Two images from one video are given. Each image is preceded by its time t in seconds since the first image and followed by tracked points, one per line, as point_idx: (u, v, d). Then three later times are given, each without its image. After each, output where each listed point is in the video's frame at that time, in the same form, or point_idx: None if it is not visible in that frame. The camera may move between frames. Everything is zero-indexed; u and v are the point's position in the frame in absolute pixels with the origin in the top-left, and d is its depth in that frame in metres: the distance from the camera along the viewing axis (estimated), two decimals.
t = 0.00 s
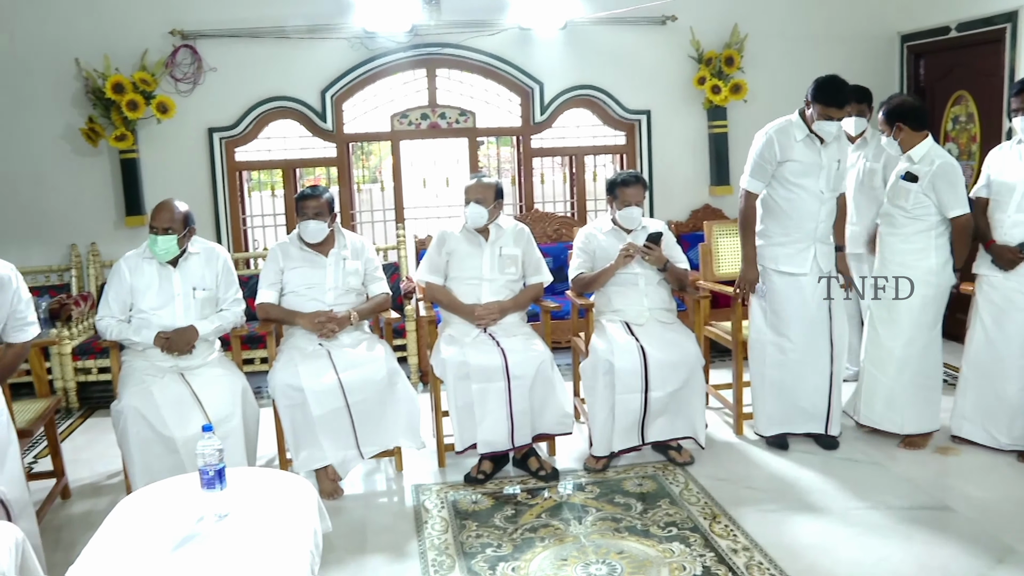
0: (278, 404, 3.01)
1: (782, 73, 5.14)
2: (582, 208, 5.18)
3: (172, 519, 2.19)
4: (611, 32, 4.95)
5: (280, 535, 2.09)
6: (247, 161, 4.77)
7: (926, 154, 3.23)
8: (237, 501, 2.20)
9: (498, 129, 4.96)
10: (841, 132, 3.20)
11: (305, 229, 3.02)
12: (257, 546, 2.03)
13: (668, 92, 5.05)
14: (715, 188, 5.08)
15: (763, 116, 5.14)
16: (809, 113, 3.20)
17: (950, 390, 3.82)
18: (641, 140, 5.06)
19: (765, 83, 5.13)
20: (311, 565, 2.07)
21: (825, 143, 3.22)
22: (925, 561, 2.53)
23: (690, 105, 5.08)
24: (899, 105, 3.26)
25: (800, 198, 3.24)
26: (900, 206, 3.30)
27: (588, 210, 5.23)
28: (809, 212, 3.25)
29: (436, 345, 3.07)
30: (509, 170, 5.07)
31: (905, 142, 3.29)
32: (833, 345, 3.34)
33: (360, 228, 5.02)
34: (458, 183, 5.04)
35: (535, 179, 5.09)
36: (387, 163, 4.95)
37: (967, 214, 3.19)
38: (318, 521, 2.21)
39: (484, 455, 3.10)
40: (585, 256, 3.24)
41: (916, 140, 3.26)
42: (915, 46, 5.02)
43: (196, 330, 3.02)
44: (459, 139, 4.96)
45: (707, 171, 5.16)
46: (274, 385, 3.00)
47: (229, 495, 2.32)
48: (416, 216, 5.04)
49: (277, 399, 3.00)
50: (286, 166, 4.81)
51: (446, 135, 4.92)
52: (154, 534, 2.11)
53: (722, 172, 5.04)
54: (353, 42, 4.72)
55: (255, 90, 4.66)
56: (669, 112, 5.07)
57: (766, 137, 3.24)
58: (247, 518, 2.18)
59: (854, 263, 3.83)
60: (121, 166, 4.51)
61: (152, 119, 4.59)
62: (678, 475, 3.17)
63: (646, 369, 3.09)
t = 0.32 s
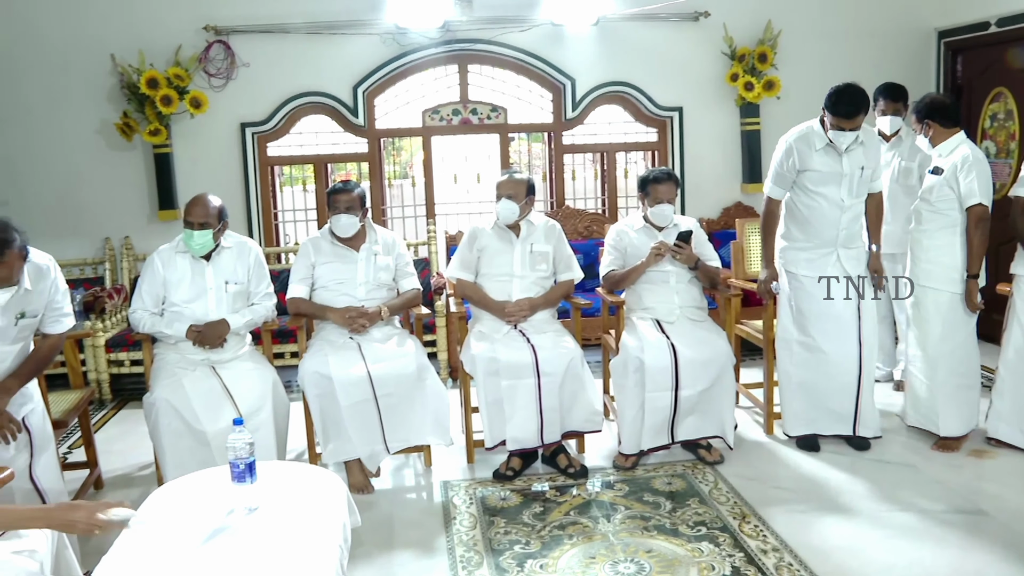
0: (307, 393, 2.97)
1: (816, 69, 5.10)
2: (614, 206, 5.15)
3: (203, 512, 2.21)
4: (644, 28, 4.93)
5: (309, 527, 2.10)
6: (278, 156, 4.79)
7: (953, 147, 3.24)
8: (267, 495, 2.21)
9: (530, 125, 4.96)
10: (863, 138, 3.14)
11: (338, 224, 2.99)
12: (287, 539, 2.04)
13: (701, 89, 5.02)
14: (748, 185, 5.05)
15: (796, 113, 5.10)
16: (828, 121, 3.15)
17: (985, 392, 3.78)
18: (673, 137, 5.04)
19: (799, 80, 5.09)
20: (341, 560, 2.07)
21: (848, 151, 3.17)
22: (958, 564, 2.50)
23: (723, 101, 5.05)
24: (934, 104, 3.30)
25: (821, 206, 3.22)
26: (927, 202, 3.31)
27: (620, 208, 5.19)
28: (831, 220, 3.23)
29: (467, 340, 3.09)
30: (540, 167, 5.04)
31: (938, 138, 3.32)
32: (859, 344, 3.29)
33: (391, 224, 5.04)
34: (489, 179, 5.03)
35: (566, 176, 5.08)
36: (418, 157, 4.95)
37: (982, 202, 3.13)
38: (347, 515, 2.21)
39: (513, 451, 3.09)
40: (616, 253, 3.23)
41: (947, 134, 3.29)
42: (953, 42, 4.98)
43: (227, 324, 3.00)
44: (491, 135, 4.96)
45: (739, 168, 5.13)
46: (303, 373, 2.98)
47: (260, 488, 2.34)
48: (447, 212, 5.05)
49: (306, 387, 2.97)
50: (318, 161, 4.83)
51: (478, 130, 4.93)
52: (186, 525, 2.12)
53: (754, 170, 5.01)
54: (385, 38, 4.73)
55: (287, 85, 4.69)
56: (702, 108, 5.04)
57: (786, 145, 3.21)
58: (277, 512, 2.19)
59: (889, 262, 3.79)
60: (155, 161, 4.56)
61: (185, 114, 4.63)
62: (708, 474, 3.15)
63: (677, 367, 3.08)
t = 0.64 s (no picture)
0: (339, 384, 2.95)
1: (854, 65, 5.05)
2: (647, 201, 5.14)
3: (238, 503, 2.22)
4: (680, 23, 4.91)
5: (342, 521, 2.10)
6: (313, 151, 4.83)
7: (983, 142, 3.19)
8: (301, 487, 2.22)
9: (565, 121, 4.95)
10: (890, 144, 3.09)
11: (372, 217, 2.99)
12: (322, 532, 2.04)
13: (737, 84, 4.99)
14: (783, 182, 5.01)
15: (832, 109, 5.05)
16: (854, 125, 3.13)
17: None
18: (708, 133, 5.02)
19: (837, 75, 5.05)
20: (374, 554, 2.07)
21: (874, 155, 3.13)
22: (995, 566, 2.47)
23: (759, 97, 5.01)
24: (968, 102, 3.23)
25: (845, 212, 3.21)
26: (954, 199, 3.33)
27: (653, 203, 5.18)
28: (854, 226, 3.21)
29: (500, 335, 3.10)
30: (574, 162, 5.06)
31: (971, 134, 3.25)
32: (891, 344, 3.24)
33: (425, 218, 5.07)
34: (523, 174, 5.04)
35: (600, 171, 5.08)
36: (451, 151, 4.96)
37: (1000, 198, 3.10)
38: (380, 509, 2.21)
39: (545, 447, 3.09)
40: (650, 249, 3.22)
41: (979, 131, 3.22)
42: (996, 38, 4.90)
43: (262, 317, 3.02)
44: (525, 131, 4.96)
45: (774, 165, 5.09)
46: (335, 364, 2.95)
47: (294, 480, 2.34)
48: (480, 207, 5.07)
49: (338, 378, 2.94)
50: (352, 155, 4.87)
51: (512, 125, 4.92)
52: (221, 516, 2.14)
53: (790, 167, 4.97)
54: (419, 33, 4.74)
55: (321, 80, 4.72)
56: (737, 104, 5.01)
57: (812, 150, 3.23)
58: (311, 505, 2.19)
59: (929, 260, 3.75)
60: (191, 155, 4.61)
61: (221, 108, 4.68)
62: (740, 472, 3.14)
63: (710, 364, 3.08)
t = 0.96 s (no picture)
0: (376, 384, 2.96)
1: (895, 61, 5.00)
2: (684, 198, 5.13)
3: (275, 496, 2.22)
4: (718, 20, 4.89)
5: (376, 514, 2.10)
6: (351, 146, 4.87)
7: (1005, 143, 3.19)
8: (338, 481, 2.21)
9: (601, 117, 4.95)
10: (929, 159, 3.05)
11: (411, 212, 2.99)
12: (357, 526, 2.03)
13: (776, 81, 4.96)
14: (822, 179, 4.98)
15: (873, 107, 5.01)
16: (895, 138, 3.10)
17: None
18: (745, 131, 4.99)
19: (878, 72, 5.00)
20: (410, 549, 2.06)
21: (913, 170, 3.10)
22: None
23: (797, 94, 4.98)
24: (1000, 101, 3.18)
25: (882, 225, 3.20)
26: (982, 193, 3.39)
27: (690, 200, 5.16)
28: (891, 239, 3.20)
29: (536, 332, 3.10)
30: (611, 159, 5.05)
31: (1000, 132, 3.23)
32: (931, 345, 3.19)
33: (462, 214, 5.10)
34: (559, 171, 5.04)
35: (637, 168, 5.06)
36: (488, 146, 4.97)
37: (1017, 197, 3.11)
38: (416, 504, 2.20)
39: (580, 444, 3.09)
40: (687, 247, 3.23)
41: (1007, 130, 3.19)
42: None
43: (301, 311, 3.03)
44: (562, 127, 4.97)
45: (812, 163, 5.05)
46: (373, 364, 2.97)
47: (331, 474, 2.34)
48: (518, 203, 5.07)
49: (375, 379, 2.96)
50: (389, 151, 4.89)
51: (549, 122, 4.94)
52: (260, 508, 2.14)
53: (828, 164, 4.94)
54: (456, 29, 4.77)
55: (360, 75, 4.77)
56: (776, 101, 4.98)
57: (851, 160, 3.21)
58: (347, 499, 2.19)
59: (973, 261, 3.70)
60: (230, 149, 4.67)
61: (259, 104, 4.74)
62: (777, 472, 3.11)
63: (747, 363, 3.06)
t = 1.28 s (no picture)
0: (419, 379, 2.97)
1: (945, 60, 4.94)
2: (728, 197, 5.12)
3: (316, 486, 2.21)
4: (764, 17, 4.86)
5: (417, 506, 2.08)
6: (394, 141, 4.94)
7: None
8: (379, 473, 2.20)
9: (645, 114, 4.95)
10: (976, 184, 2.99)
11: (456, 208, 3.00)
12: (398, 520, 2.01)
13: (822, 79, 4.92)
14: (867, 179, 4.93)
15: (921, 106, 4.95)
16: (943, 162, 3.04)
17: None
18: (790, 130, 4.96)
19: (927, 70, 4.94)
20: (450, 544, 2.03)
21: (960, 193, 3.05)
22: None
23: (843, 93, 4.94)
24: None
25: (927, 244, 3.16)
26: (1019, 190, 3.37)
27: (733, 198, 5.17)
28: (935, 258, 3.15)
29: (577, 330, 3.07)
30: (654, 156, 5.06)
31: None
32: (975, 348, 3.13)
33: (504, 210, 5.13)
34: (602, 168, 5.06)
35: (680, 166, 5.06)
36: (530, 141, 5.01)
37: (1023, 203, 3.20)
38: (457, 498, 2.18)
39: (620, 441, 3.08)
40: (731, 246, 3.23)
41: None
42: None
43: (344, 305, 3.06)
44: (606, 124, 4.98)
45: (858, 163, 5.01)
46: (417, 359, 2.97)
47: (372, 467, 2.33)
48: (560, 199, 5.10)
49: (418, 373, 2.96)
50: (433, 147, 4.95)
51: (592, 119, 4.95)
52: (301, 498, 2.13)
53: (874, 164, 4.89)
54: (501, 25, 4.79)
55: (404, 71, 4.81)
56: (821, 100, 4.94)
57: (898, 176, 3.20)
58: (388, 491, 2.17)
59: None
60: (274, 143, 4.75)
61: (304, 98, 4.80)
62: (817, 474, 3.08)
63: (789, 363, 3.04)
